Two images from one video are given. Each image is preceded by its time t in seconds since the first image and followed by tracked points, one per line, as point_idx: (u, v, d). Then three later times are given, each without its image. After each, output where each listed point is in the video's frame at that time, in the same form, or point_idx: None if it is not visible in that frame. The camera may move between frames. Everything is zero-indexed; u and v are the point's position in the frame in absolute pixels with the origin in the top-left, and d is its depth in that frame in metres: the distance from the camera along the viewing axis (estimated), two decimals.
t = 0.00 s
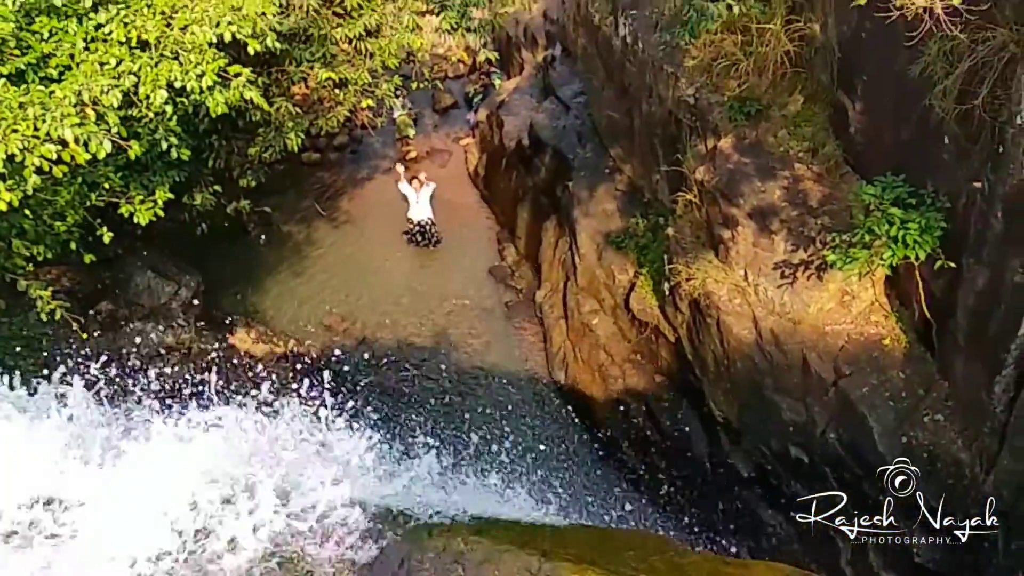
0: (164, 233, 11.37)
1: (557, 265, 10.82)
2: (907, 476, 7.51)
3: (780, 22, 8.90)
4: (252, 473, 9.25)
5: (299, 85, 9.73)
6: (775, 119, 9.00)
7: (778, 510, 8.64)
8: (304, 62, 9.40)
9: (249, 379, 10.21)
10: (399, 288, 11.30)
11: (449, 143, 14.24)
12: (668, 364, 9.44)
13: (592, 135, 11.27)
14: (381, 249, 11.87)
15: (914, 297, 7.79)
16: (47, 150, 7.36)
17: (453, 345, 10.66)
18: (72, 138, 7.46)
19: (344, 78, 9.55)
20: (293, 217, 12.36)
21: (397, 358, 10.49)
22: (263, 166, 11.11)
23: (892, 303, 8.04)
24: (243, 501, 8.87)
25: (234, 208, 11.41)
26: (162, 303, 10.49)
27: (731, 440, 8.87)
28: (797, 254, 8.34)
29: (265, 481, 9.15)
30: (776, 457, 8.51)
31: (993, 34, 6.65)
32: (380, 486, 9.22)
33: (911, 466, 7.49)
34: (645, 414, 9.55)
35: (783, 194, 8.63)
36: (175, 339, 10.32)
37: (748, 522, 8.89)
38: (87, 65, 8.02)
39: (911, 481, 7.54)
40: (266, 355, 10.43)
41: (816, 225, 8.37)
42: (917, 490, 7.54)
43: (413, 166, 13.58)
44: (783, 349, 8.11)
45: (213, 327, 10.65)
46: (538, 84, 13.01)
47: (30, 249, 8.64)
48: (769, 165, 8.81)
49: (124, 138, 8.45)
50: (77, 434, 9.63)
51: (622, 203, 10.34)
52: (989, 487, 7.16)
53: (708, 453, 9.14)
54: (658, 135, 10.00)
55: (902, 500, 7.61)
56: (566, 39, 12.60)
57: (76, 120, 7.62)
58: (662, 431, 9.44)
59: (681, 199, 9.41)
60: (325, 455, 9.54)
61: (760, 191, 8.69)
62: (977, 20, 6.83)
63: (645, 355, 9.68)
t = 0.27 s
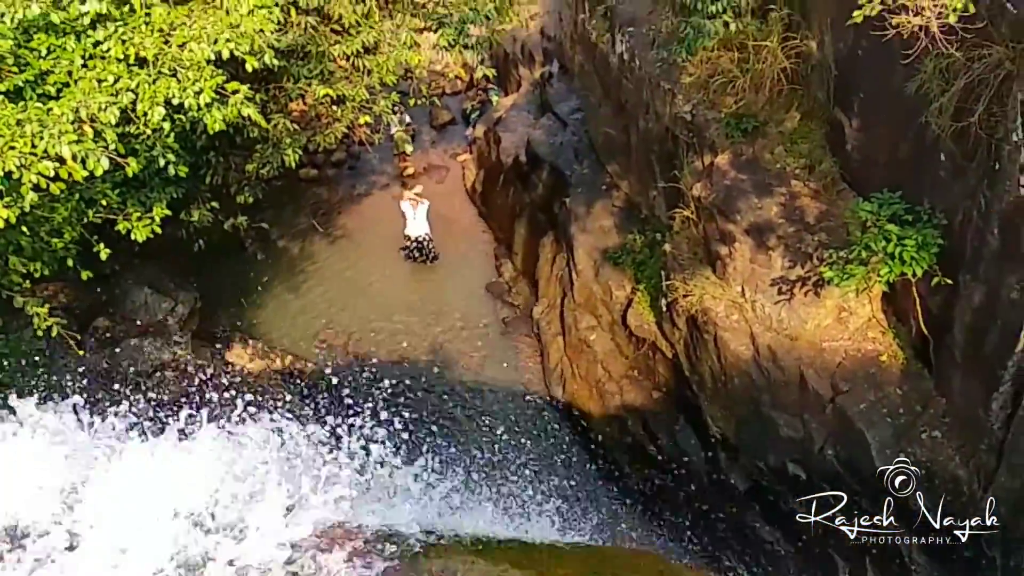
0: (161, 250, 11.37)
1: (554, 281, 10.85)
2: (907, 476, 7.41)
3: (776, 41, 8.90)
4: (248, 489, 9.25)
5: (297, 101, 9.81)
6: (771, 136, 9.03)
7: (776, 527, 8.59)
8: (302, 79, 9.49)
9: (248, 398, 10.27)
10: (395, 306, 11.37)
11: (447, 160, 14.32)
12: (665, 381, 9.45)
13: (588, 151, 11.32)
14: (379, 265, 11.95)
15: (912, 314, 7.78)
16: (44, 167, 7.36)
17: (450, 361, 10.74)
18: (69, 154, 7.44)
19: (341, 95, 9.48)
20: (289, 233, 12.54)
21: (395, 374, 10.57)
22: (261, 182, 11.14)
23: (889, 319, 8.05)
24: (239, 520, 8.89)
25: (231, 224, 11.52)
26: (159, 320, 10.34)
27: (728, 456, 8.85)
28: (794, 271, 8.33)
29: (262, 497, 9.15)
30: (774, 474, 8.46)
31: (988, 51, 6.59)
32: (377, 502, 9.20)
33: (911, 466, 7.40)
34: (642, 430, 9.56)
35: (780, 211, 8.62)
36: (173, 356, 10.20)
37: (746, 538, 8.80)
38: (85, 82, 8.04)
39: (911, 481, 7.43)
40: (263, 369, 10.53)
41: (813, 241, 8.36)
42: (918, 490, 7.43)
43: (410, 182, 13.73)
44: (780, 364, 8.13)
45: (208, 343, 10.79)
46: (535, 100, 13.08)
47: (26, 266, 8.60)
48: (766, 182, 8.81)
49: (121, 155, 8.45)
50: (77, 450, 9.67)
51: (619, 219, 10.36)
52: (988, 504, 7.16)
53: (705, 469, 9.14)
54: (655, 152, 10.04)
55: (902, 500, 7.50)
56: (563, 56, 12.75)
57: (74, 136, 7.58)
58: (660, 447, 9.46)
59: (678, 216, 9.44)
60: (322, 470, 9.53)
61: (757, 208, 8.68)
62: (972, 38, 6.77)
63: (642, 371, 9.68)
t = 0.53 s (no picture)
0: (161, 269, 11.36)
1: (553, 300, 10.93)
2: (907, 475, 7.36)
3: (775, 62, 9.02)
4: (251, 512, 9.31)
5: (300, 121, 9.89)
6: (770, 157, 9.07)
7: (774, 547, 8.57)
8: (304, 99, 9.54)
9: (248, 415, 10.28)
10: (397, 327, 11.49)
11: (447, 178, 14.60)
12: (663, 402, 9.50)
13: (587, 172, 11.44)
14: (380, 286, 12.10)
15: (910, 336, 7.79)
16: (48, 185, 7.33)
17: (450, 379, 10.85)
18: (73, 174, 7.45)
19: (343, 114, 9.59)
20: (290, 251, 12.70)
21: (395, 392, 10.68)
22: (264, 200, 11.19)
23: (886, 341, 8.07)
24: (242, 545, 8.95)
25: (233, 242, 11.27)
26: (158, 338, 10.58)
27: (726, 476, 8.87)
28: (792, 291, 8.36)
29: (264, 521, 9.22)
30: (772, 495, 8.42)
31: (986, 74, 6.61)
32: (378, 524, 9.24)
33: (911, 466, 7.39)
34: (641, 450, 9.64)
35: (778, 232, 8.63)
36: (173, 374, 10.39)
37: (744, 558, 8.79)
38: (89, 102, 8.09)
39: (912, 482, 7.38)
40: (261, 391, 10.54)
41: (811, 262, 8.37)
42: (918, 490, 7.36)
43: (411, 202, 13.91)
44: (778, 385, 8.15)
45: (208, 358, 10.88)
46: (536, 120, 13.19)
47: (28, 284, 8.64)
48: (764, 203, 8.81)
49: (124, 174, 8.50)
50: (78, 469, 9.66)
51: (618, 239, 10.43)
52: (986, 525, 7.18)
53: (703, 490, 9.11)
54: (655, 173, 10.14)
55: (901, 501, 7.40)
56: (563, 76, 12.85)
57: (77, 156, 7.59)
58: (658, 467, 9.50)
59: (677, 236, 9.49)
60: (323, 490, 9.55)
61: (755, 228, 8.68)
62: (969, 61, 6.81)
63: (641, 391, 9.73)
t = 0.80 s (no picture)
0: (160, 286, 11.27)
1: (554, 318, 10.84)
2: (907, 476, 7.35)
3: (779, 79, 8.90)
4: (250, 534, 9.27)
5: (299, 137, 9.82)
6: (773, 175, 8.99)
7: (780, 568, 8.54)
8: (304, 115, 9.50)
9: (247, 435, 10.19)
10: (396, 347, 11.40)
11: (447, 195, 14.59)
12: (665, 422, 9.38)
13: (588, 190, 11.39)
14: (379, 305, 12.03)
15: (915, 355, 7.67)
16: (44, 203, 7.32)
17: (450, 399, 10.77)
18: (70, 190, 7.42)
19: (342, 131, 9.57)
20: (290, 269, 12.56)
21: (395, 410, 10.59)
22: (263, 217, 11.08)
23: (892, 361, 7.96)
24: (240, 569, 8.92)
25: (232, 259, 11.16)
26: (156, 356, 10.48)
27: (730, 498, 8.72)
28: (796, 310, 8.29)
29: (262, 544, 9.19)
30: (774, 516, 8.33)
31: (990, 93, 6.57)
32: (377, 547, 9.19)
33: (911, 466, 7.39)
34: (642, 471, 9.43)
35: (783, 250, 8.57)
36: (168, 394, 10.31)
37: None
38: (87, 117, 8.01)
39: (912, 482, 7.35)
40: (259, 408, 10.44)
41: (815, 281, 8.31)
42: (918, 491, 7.33)
43: (411, 219, 13.87)
44: (782, 406, 7.99)
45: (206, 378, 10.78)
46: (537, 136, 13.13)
47: (24, 300, 8.64)
48: (768, 222, 8.75)
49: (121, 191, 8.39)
50: (76, 487, 9.59)
51: (620, 257, 10.37)
52: (992, 547, 7.08)
53: (706, 511, 9.01)
54: (657, 191, 10.09)
55: (901, 501, 7.33)
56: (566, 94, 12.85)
57: (75, 173, 7.57)
58: (659, 490, 9.28)
59: (680, 254, 9.40)
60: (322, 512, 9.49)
61: (758, 247, 8.64)
62: (975, 80, 6.73)
63: (643, 412, 9.60)
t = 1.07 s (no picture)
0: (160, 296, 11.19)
1: (558, 332, 10.71)
2: (907, 476, 7.32)
3: (785, 91, 8.85)
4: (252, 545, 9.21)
5: (301, 148, 9.76)
6: (779, 187, 8.89)
7: None
8: (306, 125, 9.40)
9: (248, 446, 10.10)
10: (399, 359, 11.34)
11: (449, 207, 14.52)
12: (670, 436, 9.20)
13: (595, 202, 11.38)
14: (381, 319, 11.96)
15: (923, 369, 7.64)
16: (44, 213, 7.28)
17: (453, 412, 10.69)
18: (70, 202, 7.39)
19: (344, 142, 9.54)
20: (292, 283, 12.36)
21: (397, 420, 10.52)
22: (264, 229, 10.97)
23: (899, 374, 7.89)
24: None
25: (232, 270, 11.06)
26: (156, 368, 10.33)
27: (737, 516, 8.56)
28: (802, 324, 8.14)
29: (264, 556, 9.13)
30: (781, 532, 8.21)
31: (998, 105, 6.48)
32: (379, 559, 9.13)
33: (911, 466, 7.36)
34: (647, 485, 9.35)
35: (788, 264, 8.46)
36: (169, 405, 10.16)
37: None
38: (88, 128, 7.97)
39: (911, 481, 7.32)
40: (260, 421, 10.42)
41: (821, 294, 8.15)
42: (918, 491, 7.29)
43: (414, 231, 13.78)
44: (789, 421, 7.80)
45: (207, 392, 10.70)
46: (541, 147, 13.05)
47: (24, 311, 8.58)
48: (774, 233, 8.66)
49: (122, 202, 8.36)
50: (75, 496, 9.49)
51: (625, 269, 10.28)
52: (1000, 565, 6.94)
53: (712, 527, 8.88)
54: (663, 203, 10.00)
55: (902, 501, 7.27)
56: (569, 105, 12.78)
57: (75, 183, 7.54)
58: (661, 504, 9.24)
59: (685, 267, 9.29)
60: (324, 522, 9.42)
61: (765, 259, 8.53)
62: (982, 93, 6.61)
63: (648, 425, 9.45)
